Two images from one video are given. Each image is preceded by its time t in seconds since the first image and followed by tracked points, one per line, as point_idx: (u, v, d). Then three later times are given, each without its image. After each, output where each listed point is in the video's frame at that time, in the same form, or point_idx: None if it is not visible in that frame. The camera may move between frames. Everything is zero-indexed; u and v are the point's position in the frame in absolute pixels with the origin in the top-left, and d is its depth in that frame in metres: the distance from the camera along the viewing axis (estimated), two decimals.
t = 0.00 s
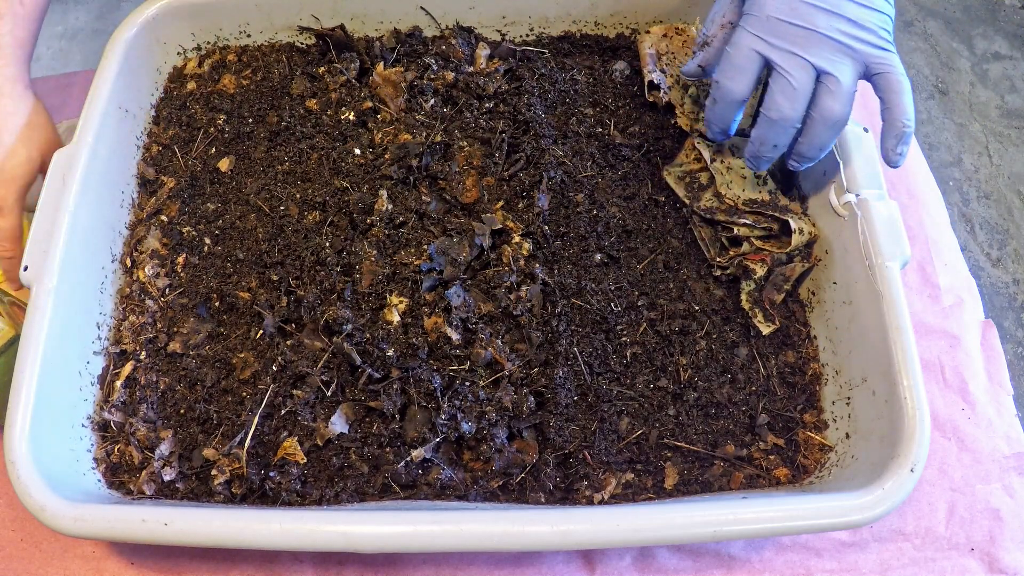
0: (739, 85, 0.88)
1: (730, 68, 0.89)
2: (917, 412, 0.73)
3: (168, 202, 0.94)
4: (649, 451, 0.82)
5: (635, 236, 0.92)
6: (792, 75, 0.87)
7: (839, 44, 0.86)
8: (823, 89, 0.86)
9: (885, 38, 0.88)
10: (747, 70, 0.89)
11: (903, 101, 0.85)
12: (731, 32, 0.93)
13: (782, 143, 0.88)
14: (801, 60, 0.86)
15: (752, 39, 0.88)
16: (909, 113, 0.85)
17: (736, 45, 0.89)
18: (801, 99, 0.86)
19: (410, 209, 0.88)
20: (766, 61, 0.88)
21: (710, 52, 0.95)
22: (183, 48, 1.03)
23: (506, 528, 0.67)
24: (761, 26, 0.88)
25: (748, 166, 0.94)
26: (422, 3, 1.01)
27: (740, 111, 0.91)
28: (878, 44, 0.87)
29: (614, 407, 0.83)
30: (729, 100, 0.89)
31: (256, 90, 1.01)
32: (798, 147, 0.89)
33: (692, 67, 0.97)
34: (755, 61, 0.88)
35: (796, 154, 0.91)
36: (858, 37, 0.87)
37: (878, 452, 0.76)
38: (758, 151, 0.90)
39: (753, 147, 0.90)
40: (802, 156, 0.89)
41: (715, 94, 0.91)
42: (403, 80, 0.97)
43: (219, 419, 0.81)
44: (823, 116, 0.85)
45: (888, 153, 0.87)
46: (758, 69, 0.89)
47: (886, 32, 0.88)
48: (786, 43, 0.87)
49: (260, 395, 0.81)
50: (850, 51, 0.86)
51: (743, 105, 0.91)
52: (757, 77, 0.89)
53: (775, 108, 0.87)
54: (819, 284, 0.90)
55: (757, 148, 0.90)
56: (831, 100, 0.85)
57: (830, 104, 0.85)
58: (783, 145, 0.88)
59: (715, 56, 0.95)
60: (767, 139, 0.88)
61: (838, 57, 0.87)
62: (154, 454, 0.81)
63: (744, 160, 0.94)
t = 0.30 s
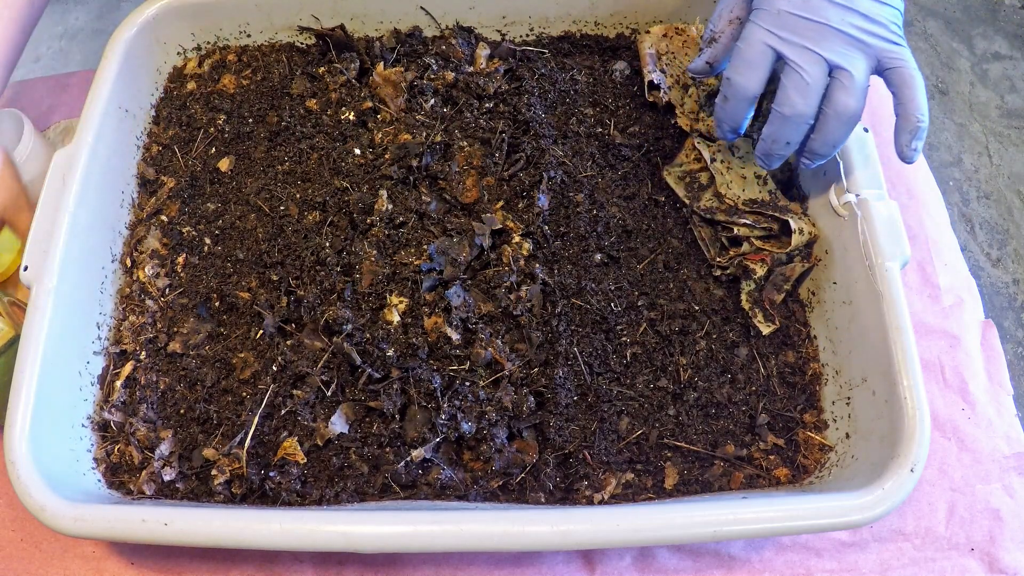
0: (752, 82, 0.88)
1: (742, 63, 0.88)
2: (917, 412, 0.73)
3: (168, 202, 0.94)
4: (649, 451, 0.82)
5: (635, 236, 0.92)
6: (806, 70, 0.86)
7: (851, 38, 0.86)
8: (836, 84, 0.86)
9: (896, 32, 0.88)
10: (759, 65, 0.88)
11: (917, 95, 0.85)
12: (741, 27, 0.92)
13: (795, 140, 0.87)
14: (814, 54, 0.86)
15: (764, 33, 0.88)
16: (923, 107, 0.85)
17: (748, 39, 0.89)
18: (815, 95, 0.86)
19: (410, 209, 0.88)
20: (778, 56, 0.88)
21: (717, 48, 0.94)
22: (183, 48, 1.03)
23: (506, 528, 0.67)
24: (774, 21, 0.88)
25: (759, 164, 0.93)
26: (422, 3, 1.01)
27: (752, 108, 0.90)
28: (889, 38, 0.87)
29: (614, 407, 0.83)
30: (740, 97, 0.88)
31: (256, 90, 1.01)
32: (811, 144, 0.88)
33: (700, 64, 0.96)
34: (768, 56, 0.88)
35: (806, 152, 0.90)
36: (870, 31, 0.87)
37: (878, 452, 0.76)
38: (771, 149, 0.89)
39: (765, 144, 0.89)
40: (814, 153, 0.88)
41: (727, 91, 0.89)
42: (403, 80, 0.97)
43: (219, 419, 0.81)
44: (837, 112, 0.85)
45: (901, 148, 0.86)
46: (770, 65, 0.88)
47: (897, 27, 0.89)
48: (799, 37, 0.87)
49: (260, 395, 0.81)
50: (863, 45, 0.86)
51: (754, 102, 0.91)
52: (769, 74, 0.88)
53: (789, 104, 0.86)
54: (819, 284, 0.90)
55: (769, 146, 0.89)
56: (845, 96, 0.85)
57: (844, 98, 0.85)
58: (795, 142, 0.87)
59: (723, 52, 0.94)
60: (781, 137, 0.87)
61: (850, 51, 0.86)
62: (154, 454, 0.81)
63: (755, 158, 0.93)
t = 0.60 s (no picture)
0: (765, 73, 0.88)
1: (756, 54, 0.88)
2: (917, 412, 0.73)
3: (169, 202, 0.94)
4: (649, 451, 0.82)
5: (635, 235, 0.92)
6: (820, 60, 0.86)
7: (866, 27, 0.86)
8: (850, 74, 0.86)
9: (910, 21, 0.88)
10: (773, 55, 0.88)
11: (933, 84, 0.84)
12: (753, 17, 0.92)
13: (809, 132, 0.88)
14: (829, 43, 0.86)
15: (778, 22, 0.87)
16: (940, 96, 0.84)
17: (762, 29, 0.88)
18: (829, 85, 0.85)
19: (410, 209, 0.88)
20: (792, 46, 0.87)
21: (727, 41, 0.94)
22: (183, 49, 1.03)
23: (506, 528, 0.67)
24: (787, 10, 0.87)
25: (773, 156, 0.94)
26: (422, 3, 1.01)
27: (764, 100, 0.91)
28: (903, 27, 0.87)
29: (614, 407, 0.83)
30: (754, 88, 0.89)
31: (256, 90, 1.01)
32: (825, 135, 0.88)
33: (710, 57, 0.96)
34: (781, 46, 0.88)
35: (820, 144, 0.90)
36: (885, 20, 0.86)
37: (878, 452, 0.76)
38: (785, 140, 0.89)
39: (779, 136, 0.90)
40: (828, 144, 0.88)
41: (739, 82, 0.90)
42: (403, 80, 0.97)
43: (219, 419, 0.81)
44: (853, 101, 0.85)
45: (917, 138, 0.84)
46: (783, 55, 0.88)
47: (910, 16, 0.88)
48: (812, 27, 0.86)
49: (260, 395, 0.81)
50: (877, 34, 0.86)
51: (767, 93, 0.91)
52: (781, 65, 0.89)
53: (804, 95, 0.86)
54: (819, 284, 0.90)
55: (783, 137, 0.89)
56: (860, 85, 0.85)
57: (858, 88, 0.85)
58: (810, 133, 0.88)
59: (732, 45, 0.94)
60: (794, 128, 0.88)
61: (864, 40, 0.86)
62: (154, 454, 0.81)
63: (768, 150, 0.94)
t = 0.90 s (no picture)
0: (774, 74, 0.88)
1: (764, 54, 0.88)
2: (917, 412, 0.73)
3: (169, 202, 0.94)
4: (649, 451, 0.82)
5: (635, 235, 0.92)
6: (829, 60, 0.86)
7: (874, 28, 0.86)
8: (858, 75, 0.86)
9: (917, 23, 0.88)
10: (780, 56, 0.88)
11: (940, 86, 0.85)
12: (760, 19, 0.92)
13: (818, 133, 0.87)
14: (838, 43, 0.86)
15: (786, 23, 0.88)
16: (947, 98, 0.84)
17: (770, 29, 0.88)
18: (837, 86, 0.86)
19: (410, 209, 0.88)
20: (800, 47, 0.88)
21: (735, 45, 0.94)
22: (182, 49, 1.03)
23: (506, 528, 0.67)
24: (795, 11, 0.88)
25: (780, 159, 0.93)
26: (422, 3, 1.01)
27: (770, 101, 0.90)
28: (911, 29, 0.87)
29: (614, 407, 0.83)
30: (762, 88, 0.89)
31: (256, 90, 1.01)
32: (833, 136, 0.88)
33: (718, 60, 0.96)
34: (789, 47, 0.88)
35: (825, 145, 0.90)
36: (893, 22, 0.86)
37: (878, 452, 0.76)
38: (792, 142, 0.88)
39: (787, 138, 0.89)
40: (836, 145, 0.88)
41: (746, 83, 0.90)
42: (403, 80, 0.97)
43: (219, 419, 0.81)
44: (861, 103, 0.85)
45: (925, 139, 0.84)
46: (791, 56, 0.89)
47: (918, 18, 0.89)
48: (821, 28, 0.87)
49: (260, 395, 0.82)
50: (885, 35, 0.86)
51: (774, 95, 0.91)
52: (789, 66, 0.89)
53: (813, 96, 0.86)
54: (819, 284, 0.90)
55: (792, 139, 0.88)
56: (869, 86, 0.85)
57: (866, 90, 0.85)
58: (819, 134, 0.87)
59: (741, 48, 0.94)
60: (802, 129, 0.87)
61: (872, 42, 0.86)
62: (154, 454, 0.81)
63: (775, 153, 0.93)
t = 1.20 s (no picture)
0: (776, 70, 0.88)
1: (765, 51, 0.88)
2: (917, 412, 0.73)
3: (169, 202, 0.94)
4: (649, 451, 0.82)
5: (635, 235, 0.92)
6: (831, 56, 0.85)
7: (876, 24, 0.86)
8: (860, 71, 0.86)
9: (918, 19, 0.88)
10: (781, 52, 0.88)
11: (940, 81, 0.85)
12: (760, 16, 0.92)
13: (820, 129, 0.87)
14: (840, 39, 0.85)
15: (787, 19, 0.87)
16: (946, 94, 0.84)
17: (771, 26, 0.88)
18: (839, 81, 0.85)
19: (410, 209, 0.88)
20: (801, 43, 0.87)
21: (738, 43, 0.94)
22: (182, 48, 1.03)
23: (505, 528, 0.67)
24: (796, 7, 0.87)
25: (782, 154, 0.93)
26: (422, 3, 1.01)
27: (772, 97, 0.91)
28: (912, 24, 0.87)
29: (614, 407, 0.83)
30: (763, 84, 0.89)
31: (256, 90, 1.01)
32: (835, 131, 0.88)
33: (721, 59, 0.95)
34: (791, 43, 0.88)
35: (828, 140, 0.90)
36: (894, 17, 0.86)
37: (878, 452, 0.76)
38: (795, 138, 0.89)
39: (789, 134, 0.89)
40: (838, 140, 0.88)
41: (748, 79, 0.90)
42: (403, 80, 0.97)
43: (219, 419, 0.81)
44: (862, 99, 0.85)
45: (917, 134, 0.85)
46: (793, 52, 0.88)
47: (918, 14, 0.88)
48: (822, 24, 0.86)
49: (260, 395, 0.82)
50: (886, 31, 0.86)
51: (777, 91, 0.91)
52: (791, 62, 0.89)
53: (815, 92, 0.86)
54: (819, 283, 0.90)
55: (794, 135, 0.89)
56: (870, 82, 0.85)
57: (868, 85, 0.85)
58: (821, 130, 0.87)
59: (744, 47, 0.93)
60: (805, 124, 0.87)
61: (873, 38, 0.86)
62: (154, 454, 0.81)
63: (778, 149, 0.93)
